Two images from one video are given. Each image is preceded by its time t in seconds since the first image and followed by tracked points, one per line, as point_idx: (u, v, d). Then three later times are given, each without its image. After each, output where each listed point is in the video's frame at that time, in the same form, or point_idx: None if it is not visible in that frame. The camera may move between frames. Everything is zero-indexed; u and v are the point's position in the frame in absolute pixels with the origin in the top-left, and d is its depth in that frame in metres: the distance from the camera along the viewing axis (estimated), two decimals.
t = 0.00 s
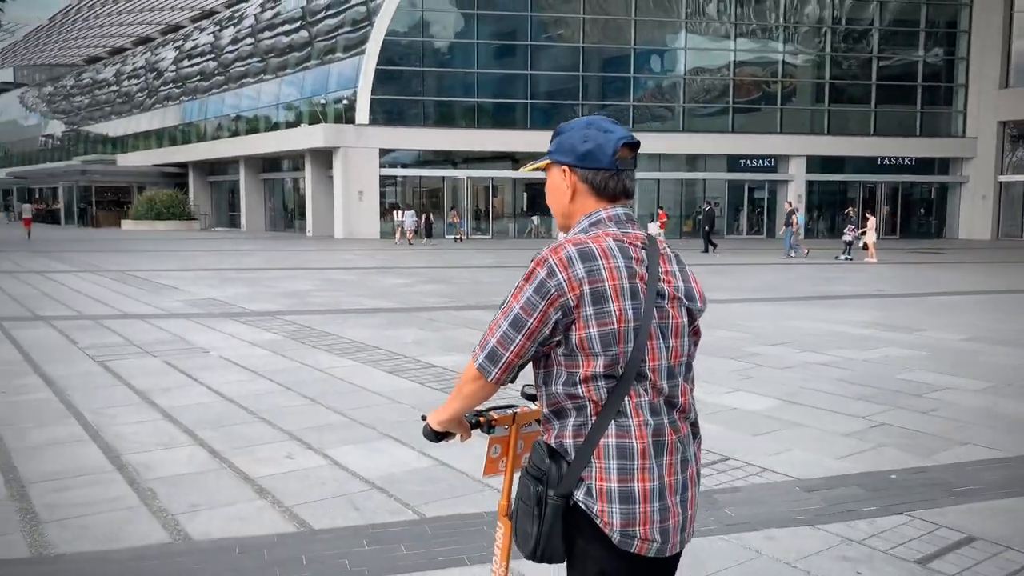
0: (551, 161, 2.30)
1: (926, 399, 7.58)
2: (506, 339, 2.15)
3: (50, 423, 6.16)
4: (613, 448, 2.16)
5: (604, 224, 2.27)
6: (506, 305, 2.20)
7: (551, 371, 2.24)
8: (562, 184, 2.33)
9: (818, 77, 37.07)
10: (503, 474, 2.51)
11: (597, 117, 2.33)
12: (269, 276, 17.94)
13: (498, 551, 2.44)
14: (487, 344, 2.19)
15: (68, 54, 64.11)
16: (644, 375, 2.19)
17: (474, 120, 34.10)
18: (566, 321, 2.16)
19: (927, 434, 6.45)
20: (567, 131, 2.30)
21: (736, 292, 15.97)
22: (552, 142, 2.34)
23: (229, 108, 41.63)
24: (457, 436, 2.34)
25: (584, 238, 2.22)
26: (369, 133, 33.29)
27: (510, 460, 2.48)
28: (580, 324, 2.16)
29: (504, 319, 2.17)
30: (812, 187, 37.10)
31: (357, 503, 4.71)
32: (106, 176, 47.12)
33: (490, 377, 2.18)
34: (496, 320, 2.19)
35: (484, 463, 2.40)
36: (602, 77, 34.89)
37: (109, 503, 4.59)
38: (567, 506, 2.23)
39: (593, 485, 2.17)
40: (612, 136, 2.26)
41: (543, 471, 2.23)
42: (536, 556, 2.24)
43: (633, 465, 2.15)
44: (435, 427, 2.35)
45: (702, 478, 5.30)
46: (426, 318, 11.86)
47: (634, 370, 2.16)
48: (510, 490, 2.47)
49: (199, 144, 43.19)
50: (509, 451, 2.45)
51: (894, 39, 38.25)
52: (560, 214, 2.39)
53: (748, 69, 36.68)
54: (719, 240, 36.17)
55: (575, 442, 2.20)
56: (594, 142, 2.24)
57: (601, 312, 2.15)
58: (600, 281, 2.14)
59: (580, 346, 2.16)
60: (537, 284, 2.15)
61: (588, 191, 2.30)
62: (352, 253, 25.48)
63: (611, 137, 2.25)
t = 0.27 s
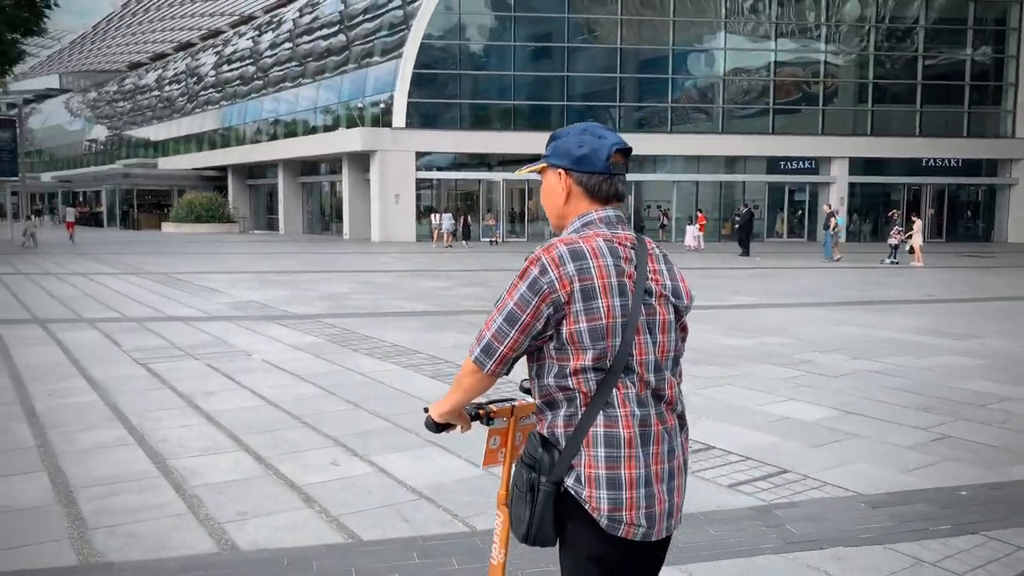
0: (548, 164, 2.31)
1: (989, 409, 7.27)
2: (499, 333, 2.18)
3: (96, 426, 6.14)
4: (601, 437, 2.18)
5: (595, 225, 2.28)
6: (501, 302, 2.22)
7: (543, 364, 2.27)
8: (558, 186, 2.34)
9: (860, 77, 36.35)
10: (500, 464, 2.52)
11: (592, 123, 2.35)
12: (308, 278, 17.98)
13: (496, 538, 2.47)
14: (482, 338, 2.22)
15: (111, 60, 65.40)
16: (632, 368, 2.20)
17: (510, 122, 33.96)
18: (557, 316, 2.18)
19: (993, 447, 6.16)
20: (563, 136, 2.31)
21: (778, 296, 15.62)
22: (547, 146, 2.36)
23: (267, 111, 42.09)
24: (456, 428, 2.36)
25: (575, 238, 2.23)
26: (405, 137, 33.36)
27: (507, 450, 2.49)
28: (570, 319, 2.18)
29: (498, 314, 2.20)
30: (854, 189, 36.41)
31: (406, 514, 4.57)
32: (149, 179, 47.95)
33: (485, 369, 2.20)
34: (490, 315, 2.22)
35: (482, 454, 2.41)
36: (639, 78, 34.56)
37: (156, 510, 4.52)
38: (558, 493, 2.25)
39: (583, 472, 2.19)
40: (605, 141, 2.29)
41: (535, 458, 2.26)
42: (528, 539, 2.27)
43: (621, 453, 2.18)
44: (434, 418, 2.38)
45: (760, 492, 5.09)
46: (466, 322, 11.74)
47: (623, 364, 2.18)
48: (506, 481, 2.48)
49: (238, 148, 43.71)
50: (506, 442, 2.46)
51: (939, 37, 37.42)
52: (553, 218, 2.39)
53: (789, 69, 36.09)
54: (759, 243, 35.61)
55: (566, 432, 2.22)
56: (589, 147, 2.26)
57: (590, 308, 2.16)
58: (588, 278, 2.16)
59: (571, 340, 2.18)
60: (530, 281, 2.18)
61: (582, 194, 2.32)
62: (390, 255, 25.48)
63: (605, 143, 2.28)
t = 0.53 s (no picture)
0: (540, 170, 2.37)
1: None
2: (491, 328, 2.24)
3: (142, 429, 6.14)
4: (588, 426, 2.22)
5: (583, 228, 2.32)
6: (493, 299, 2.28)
7: (535, 357, 2.31)
8: (551, 192, 2.38)
9: (905, 76, 35.54)
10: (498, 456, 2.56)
11: (584, 133, 2.40)
12: (347, 281, 18.04)
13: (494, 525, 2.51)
14: (476, 332, 2.27)
15: (155, 66, 66.70)
16: (618, 362, 2.24)
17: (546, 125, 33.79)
18: (545, 312, 2.23)
19: None
20: (556, 145, 2.36)
21: (824, 301, 15.25)
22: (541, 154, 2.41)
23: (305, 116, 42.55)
24: (454, 418, 2.42)
25: (564, 240, 2.28)
26: (442, 140, 33.40)
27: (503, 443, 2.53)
28: (558, 317, 2.22)
29: (490, 311, 2.25)
30: (898, 191, 35.69)
31: (453, 525, 4.46)
32: (192, 183, 48.99)
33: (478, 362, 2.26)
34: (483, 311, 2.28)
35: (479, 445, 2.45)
36: (677, 79, 34.15)
37: (203, 517, 4.47)
38: (549, 480, 2.30)
39: (570, 460, 2.24)
40: (596, 150, 2.33)
41: (528, 446, 2.31)
42: (520, 523, 2.32)
43: (606, 442, 2.22)
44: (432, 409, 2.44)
45: (817, 506, 4.90)
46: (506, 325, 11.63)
47: (608, 358, 2.22)
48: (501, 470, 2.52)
49: (278, 152, 44.30)
50: (502, 432, 2.49)
51: (988, 34, 36.42)
52: (547, 221, 2.44)
53: (831, 70, 35.41)
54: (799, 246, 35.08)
55: (556, 422, 2.27)
56: (579, 155, 2.31)
57: (577, 306, 2.21)
58: (575, 278, 2.21)
59: (560, 335, 2.23)
60: (519, 280, 2.23)
61: (574, 201, 2.37)
62: (427, 258, 25.55)
63: (595, 152, 2.32)
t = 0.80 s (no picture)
0: (541, 176, 2.46)
1: None
2: (488, 321, 2.35)
3: (192, 433, 6.14)
4: (579, 415, 2.32)
5: (579, 230, 2.41)
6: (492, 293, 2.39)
7: (532, 351, 2.42)
8: (551, 197, 2.47)
9: (957, 73, 34.56)
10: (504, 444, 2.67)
11: (584, 139, 2.49)
12: (392, 284, 18.06)
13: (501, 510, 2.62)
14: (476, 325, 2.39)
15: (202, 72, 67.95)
16: (608, 356, 2.33)
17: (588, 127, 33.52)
18: (539, 307, 2.33)
19: None
20: (555, 153, 2.46)
21: (879, 306, 14.79)
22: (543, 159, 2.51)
23: (348, 120, 43.00)
24: (462, 407, 2.54)
25: (560, 240, 2.37)
26: (484, 142, 33.37)
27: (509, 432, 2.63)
28: (551, 311, 2.32)
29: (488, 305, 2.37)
30: (951, 192, 34.73)
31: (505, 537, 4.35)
32: (238, 188, 49.99)
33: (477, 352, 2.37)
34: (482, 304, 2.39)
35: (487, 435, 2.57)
36: (720, 79, 33.64)
37: (252, 525, 4.42)
38: (545, 465, 2.40)
39: (562, 446, 2.34)
40: (592, 157, 2.41)
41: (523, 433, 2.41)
42: (517, 506, 2.43)
43: (595, 430, 2.31)
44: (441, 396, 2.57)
45: (887, 523, 4.67)
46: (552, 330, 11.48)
47: (598, 351, 2.31)
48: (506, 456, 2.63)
49: (321, 155, 44.79)
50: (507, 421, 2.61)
51: None
52: (547, 224, 2.53)
53: (880, 68, 34.58)
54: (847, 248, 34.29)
55: (549, 411, 2.37)
56: (577, 162, 2.41)
57: (568, 302, 2.30)
58: (567, 276, 2.30)
59: (553, 329, 2.33)
60: (516, 276, 2.34)
61: (572, 205, 2.45)
62: (470, 261, 25.55)
63: (592, 159, 2.40)
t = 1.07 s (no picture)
0: (550, 183, 2.57)
1: None
2: (493, 317, 2.46)
3: (241, 439, 6.13)
4: (576, 406, 2.40)
5: (581, 235, 2.51)
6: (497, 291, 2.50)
7: (534, 346, 2.52)
8: (557, 204, 2.58)
9: (1013, 73, 33.57)
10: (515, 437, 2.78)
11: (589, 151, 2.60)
12: (436, 288, 18.04)
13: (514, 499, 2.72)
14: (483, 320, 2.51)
15: (248, 79, 69.15)
16: (604, 352, 2.41)
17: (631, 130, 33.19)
18: (539, 305, 2.43)
19: None
20: (563, 162, 2.57)
21: (936, 313, 14.32)
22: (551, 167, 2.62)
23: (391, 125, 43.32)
24: (477, 399, 2.66)
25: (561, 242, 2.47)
26: (526, 147, 33.25)
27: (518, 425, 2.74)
28: (550, 309, 2.41)
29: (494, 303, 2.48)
30: (1007, 196, 33.68)
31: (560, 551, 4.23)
32: (284, 193, 50.84)
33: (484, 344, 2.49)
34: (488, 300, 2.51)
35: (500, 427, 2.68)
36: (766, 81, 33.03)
37: (302, 534, 4.36)
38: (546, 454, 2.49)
39: (561, 436, 2.42)
40: (596, 167, 2.53)
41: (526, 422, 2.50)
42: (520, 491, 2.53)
43: (591, 421, 2.39)
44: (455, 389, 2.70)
45: (960, 545, 4.43)
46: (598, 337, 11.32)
47: (594, 348, 2.40)
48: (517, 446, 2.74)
49: (364, 161, 45.18)
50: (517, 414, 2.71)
51: None
52: (554, 229, 2.64)
53: (933, 68, 33.70)
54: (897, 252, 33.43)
55: (549, 403, 2.45)
56: (581, 171, 2.51)
57: (566, 300, 2.39)
58: (565, 277, 2.40)
59: (552, 326, 2.42)
60: (517, 276, 2.45)
61: (577, 212, 2.55)
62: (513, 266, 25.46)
63: (595, 168, 2.52)
